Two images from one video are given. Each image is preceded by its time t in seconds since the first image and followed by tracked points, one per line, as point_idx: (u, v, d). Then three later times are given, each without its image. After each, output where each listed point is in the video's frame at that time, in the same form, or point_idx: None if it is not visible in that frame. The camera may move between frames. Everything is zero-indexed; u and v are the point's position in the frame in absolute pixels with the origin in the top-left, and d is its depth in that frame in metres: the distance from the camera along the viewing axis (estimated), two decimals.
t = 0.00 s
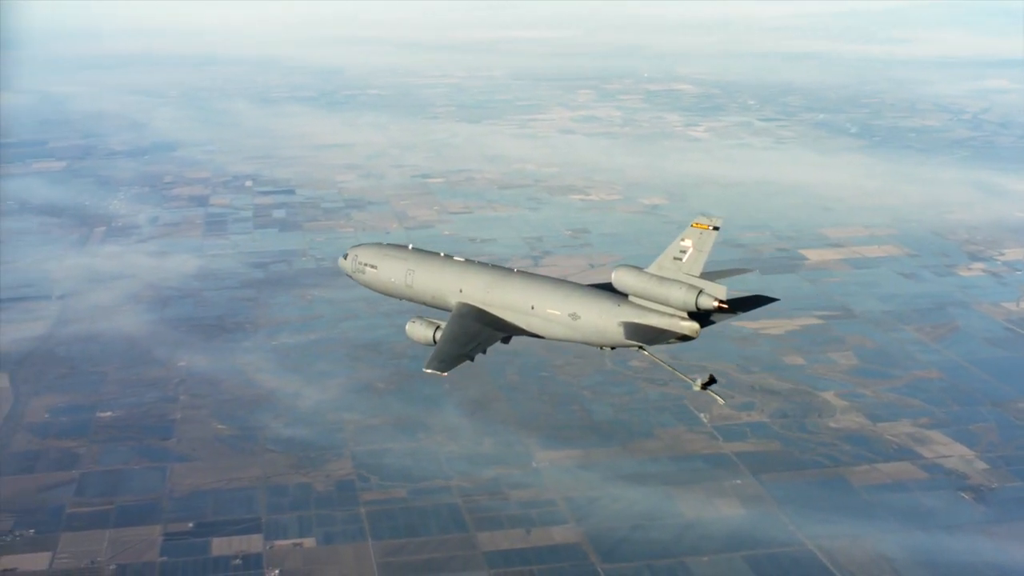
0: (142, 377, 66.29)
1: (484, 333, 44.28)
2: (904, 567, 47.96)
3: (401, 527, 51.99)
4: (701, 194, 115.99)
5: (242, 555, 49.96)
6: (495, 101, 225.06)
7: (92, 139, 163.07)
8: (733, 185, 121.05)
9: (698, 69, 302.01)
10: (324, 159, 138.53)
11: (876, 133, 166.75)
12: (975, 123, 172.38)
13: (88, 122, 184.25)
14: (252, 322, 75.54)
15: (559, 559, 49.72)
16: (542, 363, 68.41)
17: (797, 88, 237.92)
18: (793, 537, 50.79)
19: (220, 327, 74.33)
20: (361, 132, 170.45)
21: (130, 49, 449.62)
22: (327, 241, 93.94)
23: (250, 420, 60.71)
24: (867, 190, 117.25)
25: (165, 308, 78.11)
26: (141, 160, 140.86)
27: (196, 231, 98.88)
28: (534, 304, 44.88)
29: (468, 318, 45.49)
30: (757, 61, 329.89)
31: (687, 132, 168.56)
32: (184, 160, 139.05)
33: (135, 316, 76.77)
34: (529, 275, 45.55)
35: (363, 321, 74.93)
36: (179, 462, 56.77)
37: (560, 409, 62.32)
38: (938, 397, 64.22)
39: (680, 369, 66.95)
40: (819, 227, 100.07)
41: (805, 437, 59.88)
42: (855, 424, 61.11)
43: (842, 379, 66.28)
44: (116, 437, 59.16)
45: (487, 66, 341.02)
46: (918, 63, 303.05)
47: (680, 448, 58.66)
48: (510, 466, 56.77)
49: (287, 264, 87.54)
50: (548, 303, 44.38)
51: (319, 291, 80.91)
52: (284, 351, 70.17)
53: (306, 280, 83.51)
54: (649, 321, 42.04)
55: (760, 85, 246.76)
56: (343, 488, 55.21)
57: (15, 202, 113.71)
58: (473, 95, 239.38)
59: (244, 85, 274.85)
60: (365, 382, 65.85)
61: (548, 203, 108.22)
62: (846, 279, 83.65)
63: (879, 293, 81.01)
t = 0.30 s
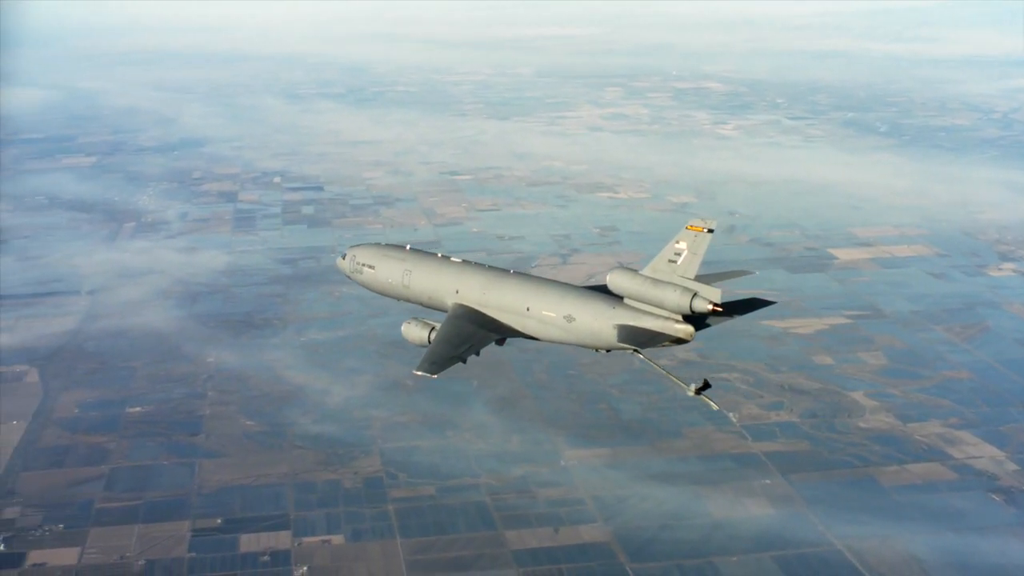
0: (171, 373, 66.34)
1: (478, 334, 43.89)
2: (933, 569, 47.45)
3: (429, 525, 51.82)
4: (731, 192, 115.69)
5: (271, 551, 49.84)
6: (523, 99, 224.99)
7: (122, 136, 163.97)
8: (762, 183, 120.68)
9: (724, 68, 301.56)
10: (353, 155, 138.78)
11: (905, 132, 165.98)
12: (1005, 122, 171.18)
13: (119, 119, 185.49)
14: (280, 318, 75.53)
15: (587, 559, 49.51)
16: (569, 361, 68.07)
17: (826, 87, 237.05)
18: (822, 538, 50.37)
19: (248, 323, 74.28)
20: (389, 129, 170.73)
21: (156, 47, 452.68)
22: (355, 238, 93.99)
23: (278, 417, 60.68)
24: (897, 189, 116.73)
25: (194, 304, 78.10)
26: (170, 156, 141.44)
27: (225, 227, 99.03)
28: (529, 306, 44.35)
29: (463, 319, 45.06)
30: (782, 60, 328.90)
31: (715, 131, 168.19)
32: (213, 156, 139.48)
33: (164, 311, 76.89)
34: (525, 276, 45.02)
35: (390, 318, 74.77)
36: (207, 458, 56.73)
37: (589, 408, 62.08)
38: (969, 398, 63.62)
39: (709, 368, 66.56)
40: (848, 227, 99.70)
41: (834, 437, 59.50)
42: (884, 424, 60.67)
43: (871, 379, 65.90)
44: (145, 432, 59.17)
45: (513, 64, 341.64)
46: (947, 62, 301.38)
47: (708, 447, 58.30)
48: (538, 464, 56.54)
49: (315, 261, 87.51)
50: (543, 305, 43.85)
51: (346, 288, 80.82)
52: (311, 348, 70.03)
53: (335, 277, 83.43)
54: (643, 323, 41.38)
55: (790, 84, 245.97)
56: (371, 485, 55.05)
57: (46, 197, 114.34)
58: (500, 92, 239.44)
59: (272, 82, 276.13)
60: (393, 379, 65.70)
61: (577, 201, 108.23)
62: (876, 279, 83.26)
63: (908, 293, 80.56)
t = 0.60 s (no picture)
0: (202, 367, 66.36)
1: (474, 334, 42.46)
2: (966, 569, 46.92)
3: (459, 521, 51.70)
4: (762, 187, 115.26)
5: (302, 546, 49.76)
6: (554, 94, 224.98)
7: (154, 130, 164.86)
8: (793, 179, 120.19)
9: (754, 64, 300.71)
10: (383, 150, 138.97)
11: (938, 130, 165.00)
12: None
13: (151, 114, 186.59)
14: (311, 313, 75.44)
15: (618, 556, 49.41)
16: (600, 357, 67.76)
17: (858, 83, 236.00)
18: (853, 537, 49.97)
19: (279, 319, 74.30)
20: (419, 124, 170.93)
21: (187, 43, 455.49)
22: (385, 232, 93.89)
23: (309, 412, 60.64)
24: (930, 187, 116.04)
25: (225, 299, 78.17)
26: (201, 150, 141.93)
27: (256, 222, 99.09)
28: (527, 305, 42.95)
29: (460, 319, 43.66)
30: (810, 57, 327.08)
31: (746, 127, 167.77)
32: (245, 150, 139.84)
33: (196, 305, 76.98)
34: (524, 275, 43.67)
35: (421, 313, 74.56)
36: (238, 452, 56.68)
37: (619, 404, 61.77)
38: (1002, 396, 62.99)
39: (740, 365, 66.20)
40: (879, 224, 99.30)
41: (866, 435, 59.13)
42: (916, 423, 60.25)
43: (903, 377, 65.52)
44: (175, 426, 59.18)
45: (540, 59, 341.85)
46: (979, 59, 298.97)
47: (739, 444, 57.91)
48: (569, 461, 56.30)
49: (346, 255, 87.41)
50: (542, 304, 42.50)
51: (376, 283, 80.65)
52: (341, 343, 69.90)
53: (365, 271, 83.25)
54: (638, 324, 40.15)
55: (820, 81, 244.97)
56: (402, 480, 54.87)
57: (78, 191, 114.96)
58: (531, 88, 239.50)
59: (302, 77, 277.21)
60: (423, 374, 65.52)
61: (607, 197, 108.19)
62: (907, 277, 82.78)
63: (940, 291, 80.03)
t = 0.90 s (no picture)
0: (234, 361, 66.36)
1: (470, 333, 42.53)
2: (1001, 568, 46.30)
3: (491, 516, 51.58)
4: (794, 182, 114.77)
5: (333, 540, 49.69)
6: (585, 89, 224.53)
7: (185, 123, 165.53)
8: (825, 174, 119.66)
9: (784, 59, 299.32)
10: (414, 145, 138.97)
11: (971, 125, 163.68)
12: None
13: (183, 108, 187.41)
14: (342, 307, 75.30)
15: (649, 553, 49.10)
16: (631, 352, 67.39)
17: (890, 79, 234.61)
18: (886, 535, 49.51)
19: (310, 312, 74.19)
20: (451, 118, 170.88)
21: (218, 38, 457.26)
22: (416, 226, 93.78)
23: (341, 406, 60.58)
24: (965, 183, 115.18)
25: (257, 293, 78.22)
26: (233, 143, 142.18)
27: (288, 215, 99.00)
28: (523, 305, 42.89)
29: (457, 318, 43.77)
30: (840, 53, 324.67)
31: (778, 122, 167.09)
32: (277, 144, 140.07)
33: (228, 299, 77.04)
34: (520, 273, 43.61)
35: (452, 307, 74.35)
36: (269, 446, 56.62)
37: (651, 400, 61.47)
38: None
39: (772, 362, 65.87)
40: (912, 221, 98.78)
41: (898, 433, 58.73)
42: (948, 421, 59.79)
43: (936, 375, 65.09)
44: (208, 420, 59.22)
45: (568, 53, 341.49)
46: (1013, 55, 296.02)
47: (772, 441, 57.54)
48: (601, 457, 56.07)
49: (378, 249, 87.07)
50: (538, 304, 42.37)
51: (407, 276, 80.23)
52: (372, 337, 69.78)
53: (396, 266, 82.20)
54: (635, 324, 39.73)
55: (852, 76, 243.57)
56: (433, 475, 54.67)
57: (110, 184, 115.48)
58: (563, 82, 239.14)
59: (331, 71, 277.87)
60: (455, 369, 65.35)
61: (639, 192, 108.02)
62: (940, 274, 82.20)
63: (974, 288, 79.35)
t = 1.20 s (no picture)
0: (266, 354, 66.38)
1: (465, 332, 41.14)
2: None
3: (522, 511, 51.39)
4: (827, 177, 114.37)
5: (365, 534, 49.52)
6: (616, 83, 224.15)
7: (218, 116, 166.18)
8: (858, 170, 119.17)
9: (814, 54, 298.26)
10: (445, 138, 139.01)
11: (1005, 120, 162.46)
12: None
13: (216, 101, 188.28)
14: (374, 300, 75.17)
15: (681, 548, 48.62)
16: (663, 347, 66.91)
17: (923, 73, 233.20)
18: (920, 533, 48.89)
19: (341, 305, 74.09)
20: (483, 112, 170.93)
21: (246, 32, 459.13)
22: (448, 218, 93.62)
23: (372, 401, 60.42)
24: (999, 179, 114.34)
25: (288, 286, 78.18)
26: (265, 136, 142.57)
27: (319, 208, 98.93)
28: (521, 302, 41.43)
29: (453, 316, 42.38)
30: (870, 46, 322.25)
31: (810, 116, 166.53)
32: (309, 137, 140.32)
33: (259, 293, 77.07)
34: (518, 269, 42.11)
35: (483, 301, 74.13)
36: (301, 440, 56.53)
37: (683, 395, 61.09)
38: None
39: (804, 357, 65.48)
40: (945, 216, 98.16)
41: (932, 430, 58.19)
42: (983, 417, 59.02)
43: (970, 371, 64.42)
44: (240, 413, 59.23)
45: (596, 47, 341.36)
46: None
47: (804, 437, 57.10)
48: (633, 452, 55.82)
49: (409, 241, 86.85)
50: (535, 301, 40.82)
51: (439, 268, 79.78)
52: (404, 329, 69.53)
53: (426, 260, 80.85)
54: (630, 322, 38.12)
55: (884, 70, 242.41)
56: (464, 469, 54.44)
57: (144, 176, 116.05)
58: (595, 76, 238.92)
59: (361, 64, 278.76)
60: (486, 364, 65.15)
61: (671, 187, 107.81)
62: (974, 270, 81.53)
63: (1008, 284, 78.56)
